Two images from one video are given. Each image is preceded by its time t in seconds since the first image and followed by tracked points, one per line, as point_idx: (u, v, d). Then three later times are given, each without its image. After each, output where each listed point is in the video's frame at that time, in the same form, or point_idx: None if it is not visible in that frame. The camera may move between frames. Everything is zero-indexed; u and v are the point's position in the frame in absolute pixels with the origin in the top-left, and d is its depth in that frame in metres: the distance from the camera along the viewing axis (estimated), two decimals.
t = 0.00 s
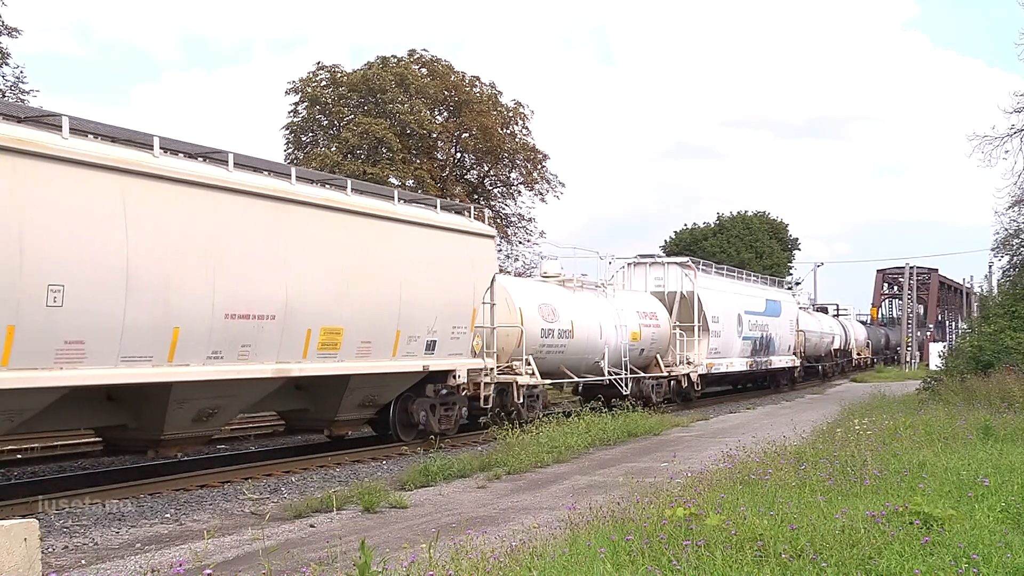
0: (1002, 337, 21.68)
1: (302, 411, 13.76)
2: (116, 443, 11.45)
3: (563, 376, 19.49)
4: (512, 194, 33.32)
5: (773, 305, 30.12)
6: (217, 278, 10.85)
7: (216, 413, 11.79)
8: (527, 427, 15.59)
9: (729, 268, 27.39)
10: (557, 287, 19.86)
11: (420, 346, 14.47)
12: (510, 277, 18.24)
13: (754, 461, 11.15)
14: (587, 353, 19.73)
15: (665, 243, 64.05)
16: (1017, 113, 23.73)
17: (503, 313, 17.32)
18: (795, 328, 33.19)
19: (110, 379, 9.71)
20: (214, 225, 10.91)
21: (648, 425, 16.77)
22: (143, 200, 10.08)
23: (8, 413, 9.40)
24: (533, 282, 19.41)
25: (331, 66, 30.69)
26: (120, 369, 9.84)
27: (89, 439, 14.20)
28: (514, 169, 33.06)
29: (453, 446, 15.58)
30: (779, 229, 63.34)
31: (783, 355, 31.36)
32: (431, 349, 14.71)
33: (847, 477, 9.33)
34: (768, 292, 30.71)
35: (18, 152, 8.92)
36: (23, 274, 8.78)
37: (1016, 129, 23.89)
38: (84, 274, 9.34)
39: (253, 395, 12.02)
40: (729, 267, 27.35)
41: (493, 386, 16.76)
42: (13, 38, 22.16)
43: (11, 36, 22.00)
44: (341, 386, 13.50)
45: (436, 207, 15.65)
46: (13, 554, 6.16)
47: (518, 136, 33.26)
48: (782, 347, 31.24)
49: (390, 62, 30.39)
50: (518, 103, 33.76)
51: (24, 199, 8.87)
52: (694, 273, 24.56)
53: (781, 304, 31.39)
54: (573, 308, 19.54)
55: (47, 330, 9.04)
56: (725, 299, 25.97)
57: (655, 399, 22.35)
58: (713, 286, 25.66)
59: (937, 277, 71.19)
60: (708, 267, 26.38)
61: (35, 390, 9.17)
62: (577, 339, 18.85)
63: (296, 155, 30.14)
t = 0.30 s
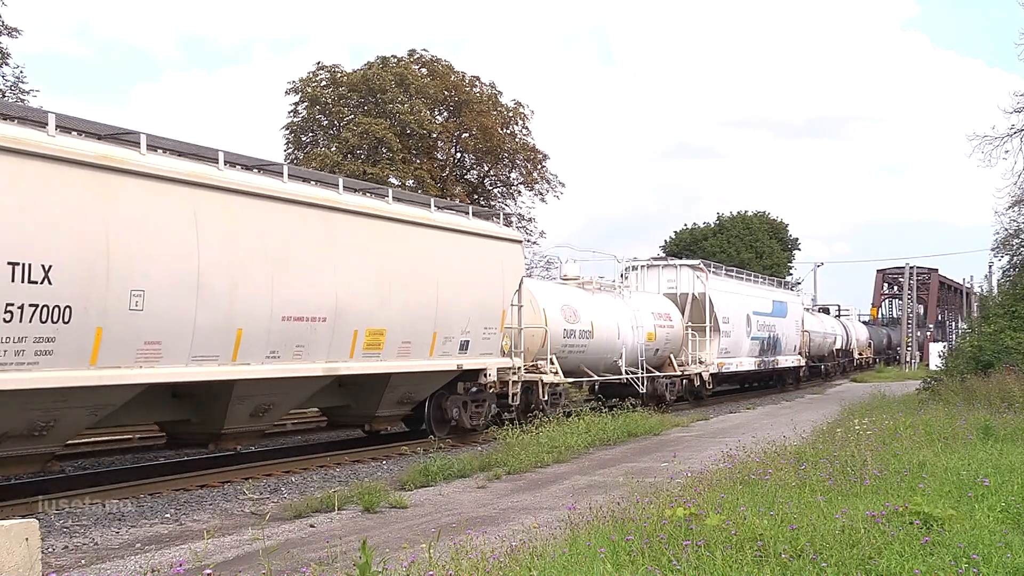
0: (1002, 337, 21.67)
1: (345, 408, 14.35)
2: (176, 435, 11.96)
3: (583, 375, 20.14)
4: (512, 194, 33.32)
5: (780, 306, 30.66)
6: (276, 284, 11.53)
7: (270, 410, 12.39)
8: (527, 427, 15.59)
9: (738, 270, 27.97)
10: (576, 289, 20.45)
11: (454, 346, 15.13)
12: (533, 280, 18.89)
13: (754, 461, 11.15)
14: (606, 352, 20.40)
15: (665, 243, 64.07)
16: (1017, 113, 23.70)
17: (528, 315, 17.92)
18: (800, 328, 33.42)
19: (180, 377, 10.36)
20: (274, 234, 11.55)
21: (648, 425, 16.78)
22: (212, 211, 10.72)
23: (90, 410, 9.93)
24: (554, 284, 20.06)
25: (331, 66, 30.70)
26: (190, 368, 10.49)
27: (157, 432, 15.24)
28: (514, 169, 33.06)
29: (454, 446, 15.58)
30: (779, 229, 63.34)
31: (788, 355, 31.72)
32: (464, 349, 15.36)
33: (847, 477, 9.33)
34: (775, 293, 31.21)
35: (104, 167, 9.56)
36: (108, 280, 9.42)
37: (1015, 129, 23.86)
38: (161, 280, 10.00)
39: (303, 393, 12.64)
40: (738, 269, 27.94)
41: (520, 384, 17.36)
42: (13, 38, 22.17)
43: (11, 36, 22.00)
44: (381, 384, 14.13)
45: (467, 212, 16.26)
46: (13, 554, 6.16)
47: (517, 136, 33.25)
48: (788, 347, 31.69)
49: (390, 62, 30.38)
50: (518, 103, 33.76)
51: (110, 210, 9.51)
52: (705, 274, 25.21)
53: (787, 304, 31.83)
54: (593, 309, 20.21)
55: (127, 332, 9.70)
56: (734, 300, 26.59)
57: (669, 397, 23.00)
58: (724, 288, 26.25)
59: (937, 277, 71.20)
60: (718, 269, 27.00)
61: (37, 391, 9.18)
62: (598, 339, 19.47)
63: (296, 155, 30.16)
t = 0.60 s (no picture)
0: (1002, 337, 21.67)
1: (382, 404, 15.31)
2: (231, 428, 13.07)
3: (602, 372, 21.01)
4: (511, 194, 33.30)
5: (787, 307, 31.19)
6: (325, 287, 12.64)
7: (317, 404, 13.54)
8: (527, 427, 15.59)
9: (746, 272, 28.64)
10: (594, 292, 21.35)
11: (485, 346, 16.15)
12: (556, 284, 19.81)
13: (754, 461, 11.15)
14: (623, 351, 21.28)
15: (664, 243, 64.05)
16: (1018, 112, 23.64)
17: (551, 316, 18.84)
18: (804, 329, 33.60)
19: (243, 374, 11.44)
20: (322, 242, 12.65)
21: (648, 425, 16.78)
22: (269, 221, 11.84)
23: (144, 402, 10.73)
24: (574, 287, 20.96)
25: (331, 66, 30.71)
26: (251, 365, 11.59)
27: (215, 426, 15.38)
28: (514, 169, 33.06)
29: (454, 447, 15.59)
30: (779, 229, 63.34)
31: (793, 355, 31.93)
32: (495, 348, 16.37)
33: (847, 477, 9.33)
34: (782, 294, 31.69)
35: (175, 182, 10.66)
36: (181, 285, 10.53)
37: (1016, 129, 23.81)
38: (226, 285, 11.11)
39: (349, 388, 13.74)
40: (746, 271, 28.60)
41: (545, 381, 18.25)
42: (13, 38, 22.15)
43: (11, 36, 21.99)
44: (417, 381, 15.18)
45: (496, 217, 17.23)
46: (13, 554, 6.17)
47: (517, 136, 33.24)
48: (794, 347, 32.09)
49: (390, 62, 30.37)
50: (518, 103, 33.74)
51: (181, 223, 10.62)
52: (716, 276, 26.06)
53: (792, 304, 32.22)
54: (611, 310, 21.11)
55: (198, 332, 10.80)
56: (743, 301, 27.32)
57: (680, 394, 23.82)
58: (733, 289, 26.94)
59: (937, 277, 71.20)
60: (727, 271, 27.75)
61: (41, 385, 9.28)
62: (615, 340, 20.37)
63: (296, 155, 30.15)
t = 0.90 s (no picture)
0: (1002, 337, 21.68)
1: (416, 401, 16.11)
2: (279, 424, 13.95)
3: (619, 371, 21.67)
4: (511, 194, 33.29)
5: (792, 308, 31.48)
6: (367, 290, 13.51)
7: (360, 401, 14.46)
8: (527, 427, 15.59)
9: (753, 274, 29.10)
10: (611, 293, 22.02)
11: (513, 345, 16.97)
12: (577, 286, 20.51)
13: (754, 461, 11.15)
14: (639, 351, 21.96)
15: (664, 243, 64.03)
16: (1018, 112, 23.63)
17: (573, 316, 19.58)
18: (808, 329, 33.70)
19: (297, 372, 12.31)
20: (362, 247, 13.47)
21: (648, 425, 16.78)
22: (320, 229, 12.74)
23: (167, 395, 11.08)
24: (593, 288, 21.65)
25: (331, 66, 30.71)
26: (304, 363, 12.47)
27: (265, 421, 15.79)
28: (514, 169, 33.07)
29: (454, 447, 15.59)
30: (779, 229, 63.36)
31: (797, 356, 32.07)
32: (522, 347, 17.15)
33: (847, 477, 9.33)
34: (787, 295, 31.95)
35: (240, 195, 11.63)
36: (243, 287, 11.44)
37: (1015, 129, 23.79)
38: (282, 288, 12.01)
39: (390, 384, 14.58)
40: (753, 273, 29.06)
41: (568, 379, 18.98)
42: (13, 38, 22.12)
43: (11, 36, 21.98)
44: (451, 379, 16.01)
45: (523, 222, 18.08)
46: (13, 554, 6.17)
47: (517, 136, 33.23)
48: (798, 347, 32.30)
49: (390, 62, 30.36)
50: (518, 103, 33.73)
51: (242, 232, 11.53)
52: (726, 278, 26.65)
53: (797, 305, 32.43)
54: (628, 310, 21.80)
55: (258, 331, 11.70)
56: (751, 302, 27.80)
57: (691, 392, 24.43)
58: (741, 291, 27.46)
59: (937, 277, 71.20)
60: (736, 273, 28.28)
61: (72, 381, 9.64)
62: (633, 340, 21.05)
63: (296, 155, 30.15)
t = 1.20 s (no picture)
0: (1002, 337, 21.68)
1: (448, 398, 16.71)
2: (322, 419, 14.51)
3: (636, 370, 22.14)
4: (511, 194, 33.28)
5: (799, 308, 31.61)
6: (409, 293, 14.22)
7: (398, 396, 15.07)
8: (527, 427, 15.59)
9: (761, 276, 29.27)
10: (626, 295, 22.54)
11: (539, 345, 17.62)
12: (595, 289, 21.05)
13: (754, 461, 11.16)
14: (655, 350, 22.41)
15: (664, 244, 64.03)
16: (1018, 112, 23.61)
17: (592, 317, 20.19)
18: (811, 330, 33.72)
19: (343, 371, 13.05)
20: (406, 253, 14.18)
21: (648, 425, 16.77)
22: (366, 234, 13.42)
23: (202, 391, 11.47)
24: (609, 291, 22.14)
25: (331, 66, 30.71)
26: (350, 362, 13.22)
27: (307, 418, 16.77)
28: (514, 169, 33.07)
29: (453, 446, 15.58)
30: (779, 229, 63.39)
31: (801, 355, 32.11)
32: (548, 347, 17.79)
33: (847, 477, 9.34)
34: (793, 296, 32.05)
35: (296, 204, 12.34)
36: (298, 291, 12.18)
37: (1016, 129, 23.77)
38: (333, 292, 12.73)
39: (428, 380, 15.23)
40: (760, 275, 29.23)
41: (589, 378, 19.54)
42: (13, 38, 22.10)
43: (11, 35, 21.98)
44: (482, 378, 16.68)
45: (548, 227, 18.71)
46: (13, 554, 6.17)
47: (517, 136, 33.23)
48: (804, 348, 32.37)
49: (390, 62, 30.35)
50: (518, 103, 33.73)
51: (297, 238, 12.22)
52: (736, 280, 26.91)
53: (803, 306, 32.49)
54: (643, 311, 22.30)
55: (311, 332, 12.44)
56: (759, 303, 28.00)
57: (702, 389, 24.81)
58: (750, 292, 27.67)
59: (938, 277, 71.18)
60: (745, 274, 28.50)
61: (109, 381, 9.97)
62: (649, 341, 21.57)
63: (296, 155, 30.15)
